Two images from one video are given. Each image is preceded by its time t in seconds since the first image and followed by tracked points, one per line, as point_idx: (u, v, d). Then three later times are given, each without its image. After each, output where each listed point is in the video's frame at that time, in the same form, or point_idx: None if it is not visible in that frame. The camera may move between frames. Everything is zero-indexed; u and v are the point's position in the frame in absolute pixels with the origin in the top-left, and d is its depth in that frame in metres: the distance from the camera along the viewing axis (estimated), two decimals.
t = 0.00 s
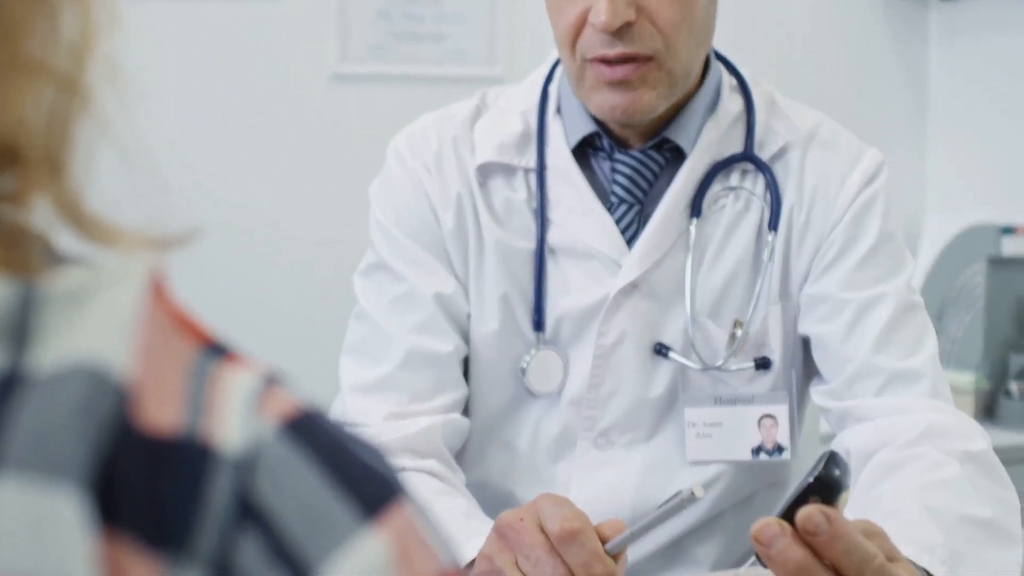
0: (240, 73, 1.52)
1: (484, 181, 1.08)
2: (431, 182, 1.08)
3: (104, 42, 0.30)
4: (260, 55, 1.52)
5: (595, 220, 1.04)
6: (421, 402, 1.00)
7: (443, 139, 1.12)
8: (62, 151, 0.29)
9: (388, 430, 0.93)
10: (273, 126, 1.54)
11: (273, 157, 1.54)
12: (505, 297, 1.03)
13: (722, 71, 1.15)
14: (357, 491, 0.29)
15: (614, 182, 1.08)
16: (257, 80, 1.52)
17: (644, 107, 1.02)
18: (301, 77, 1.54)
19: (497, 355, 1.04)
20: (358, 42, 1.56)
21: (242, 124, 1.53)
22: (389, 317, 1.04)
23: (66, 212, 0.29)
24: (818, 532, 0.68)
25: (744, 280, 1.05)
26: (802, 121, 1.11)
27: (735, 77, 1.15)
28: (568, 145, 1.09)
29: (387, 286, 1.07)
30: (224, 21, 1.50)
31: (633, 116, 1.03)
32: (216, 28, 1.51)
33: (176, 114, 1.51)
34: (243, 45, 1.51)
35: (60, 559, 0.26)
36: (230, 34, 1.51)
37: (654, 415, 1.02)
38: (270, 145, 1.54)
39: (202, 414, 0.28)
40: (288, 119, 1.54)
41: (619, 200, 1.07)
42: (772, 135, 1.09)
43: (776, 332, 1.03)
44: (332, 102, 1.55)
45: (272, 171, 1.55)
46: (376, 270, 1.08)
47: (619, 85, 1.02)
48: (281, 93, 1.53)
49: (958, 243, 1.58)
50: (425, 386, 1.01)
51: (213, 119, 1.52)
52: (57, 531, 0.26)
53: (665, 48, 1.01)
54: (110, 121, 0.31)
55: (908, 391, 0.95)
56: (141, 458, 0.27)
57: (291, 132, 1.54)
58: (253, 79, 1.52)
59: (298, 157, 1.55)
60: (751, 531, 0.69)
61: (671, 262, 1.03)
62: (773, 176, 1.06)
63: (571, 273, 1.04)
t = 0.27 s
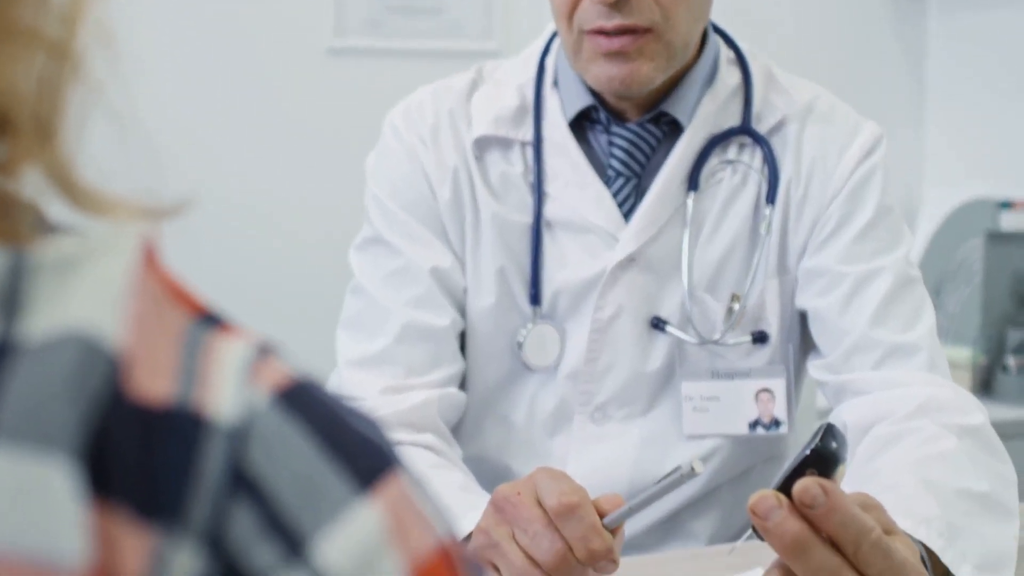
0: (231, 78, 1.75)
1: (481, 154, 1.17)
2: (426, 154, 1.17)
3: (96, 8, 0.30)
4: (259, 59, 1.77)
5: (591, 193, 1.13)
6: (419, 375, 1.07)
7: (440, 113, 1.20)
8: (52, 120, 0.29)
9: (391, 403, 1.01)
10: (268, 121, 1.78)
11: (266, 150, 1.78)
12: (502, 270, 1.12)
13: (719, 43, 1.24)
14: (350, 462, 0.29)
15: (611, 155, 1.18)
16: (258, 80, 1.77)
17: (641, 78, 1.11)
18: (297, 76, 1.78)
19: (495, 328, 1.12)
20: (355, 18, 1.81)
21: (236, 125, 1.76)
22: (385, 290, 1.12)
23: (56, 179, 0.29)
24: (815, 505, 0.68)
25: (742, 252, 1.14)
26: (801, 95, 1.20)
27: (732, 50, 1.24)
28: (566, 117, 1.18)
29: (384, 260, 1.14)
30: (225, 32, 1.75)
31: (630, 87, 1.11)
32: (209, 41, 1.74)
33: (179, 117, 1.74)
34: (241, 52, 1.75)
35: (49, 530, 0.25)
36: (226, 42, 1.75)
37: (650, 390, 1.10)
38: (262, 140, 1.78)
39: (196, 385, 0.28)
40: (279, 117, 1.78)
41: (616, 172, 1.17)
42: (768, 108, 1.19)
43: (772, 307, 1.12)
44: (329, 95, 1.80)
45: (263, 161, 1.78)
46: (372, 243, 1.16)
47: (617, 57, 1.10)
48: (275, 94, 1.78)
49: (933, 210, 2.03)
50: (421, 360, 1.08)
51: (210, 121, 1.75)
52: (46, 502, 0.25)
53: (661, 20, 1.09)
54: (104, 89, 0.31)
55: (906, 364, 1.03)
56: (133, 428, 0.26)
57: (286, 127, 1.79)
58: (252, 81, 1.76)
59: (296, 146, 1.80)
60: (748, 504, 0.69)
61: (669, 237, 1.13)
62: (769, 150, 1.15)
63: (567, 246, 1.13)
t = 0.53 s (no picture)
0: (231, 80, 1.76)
1: (477, 128, 1.17)
2: (422, 128, 1.17)
3: None
4: (258, 60, 1.78)
5: (588, 166, 1.14)
6: (415, 350, 1.08)
7: (435, 86, 1.21)
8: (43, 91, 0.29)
9: (389, 376, 1.03)
10: (268, 121, 1.79)
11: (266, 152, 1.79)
12: (498, 245, 1.13)
13: (717, 18, 1.24)
14: (344, 433, 0.29)
15: (608, 130, 1.18)
16: (258, 80, 1.78)
17: (637, 51, 1.11)
18: (297, 74, 1.80)
19: (491, 302, 1.13)
20: None
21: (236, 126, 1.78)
22: (380, 265, 1.13)
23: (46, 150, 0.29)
24: (811, 478, 0.68)
25: (739, 226, 1.15)
26: (799, 68, 1.21)
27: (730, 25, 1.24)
28: (562, 92, 1.18)
29: (382, 235, 1.15)
30: (224, 32, 1.76)
31: (626, 60, 1.11)
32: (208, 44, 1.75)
33: (179, 119, 1.76)
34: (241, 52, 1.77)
35: (39, 502, 0.25)
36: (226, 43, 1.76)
37: (646, 364, 1.11)
38: (262, 143, 1.79)
39: (188, 355, 0.28)
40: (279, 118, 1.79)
41: (613, 147, 1.17)
42: (766, 82, 1.19)
43: (768, 283, 1.14)
44: (330, 90, 1.81)
45: (262, 161, 1.79)
46: (369, 218, 1.17)
47: (614, 30, 1.10)
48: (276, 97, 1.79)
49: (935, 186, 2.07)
50: (417, 333, 1.09)
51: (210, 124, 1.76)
52: (35, 473, 0.25)
53: None
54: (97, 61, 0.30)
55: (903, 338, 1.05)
56: (123, 399, 0.26)
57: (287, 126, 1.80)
58: (251, 81, 1.77)
59: (296, 145, 1.81)
60: (745, 478, 0.69)
61: (665, 211, 1.14)
62: (767, 124, 1.16)
63: (563, 221, 1.14)
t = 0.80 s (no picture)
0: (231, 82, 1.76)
1: (473, 107, 1.17)
2: (418, 106, 1.17)
3: None
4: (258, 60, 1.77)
5: (584, 145, 1.14)
6: (412, 329, 1.09)
7: (430, 64, 1.20)
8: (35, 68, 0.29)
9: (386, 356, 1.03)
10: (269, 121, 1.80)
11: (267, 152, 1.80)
12: (493, 223, 1.14)
13: None
14: (338, 409, 0.29)
15: (604, 107, 1.18)
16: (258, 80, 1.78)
17: (633, 29, 1.10)
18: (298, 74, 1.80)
19: (487, 280, 1.14)
20: None
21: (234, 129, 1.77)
22: (375, 243, 1.12)
23: (37, 124, 0.29)
24: (808, 456, 0.68)
25: (735, 202, 1.16)
26: (795, 45, 1.21)
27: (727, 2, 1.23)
28: (558, 69, 1.18)
29: (376, 213, 1.15)
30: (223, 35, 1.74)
31: (622, 37, 1.11)
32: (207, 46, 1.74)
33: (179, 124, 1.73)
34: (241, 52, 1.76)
35: (31, 478, 0.25)
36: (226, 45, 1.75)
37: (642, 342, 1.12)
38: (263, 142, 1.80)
39: (180, 330, 0.27)
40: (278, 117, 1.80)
41: (609, 124, 1.17)
42: (763, 59, 1.19)
43: (765, 261, 1.15)
44: (331, 87, 1.83)
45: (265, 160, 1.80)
46: (363, 196, 1.16)
47: (609, 7, 1.10)
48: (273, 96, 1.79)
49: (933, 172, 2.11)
50: (414, 312, 1.09)
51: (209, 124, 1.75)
52: (27, 449, 0.25)
53: None
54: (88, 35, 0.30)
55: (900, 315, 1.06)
56: (115, 374, 0.26)
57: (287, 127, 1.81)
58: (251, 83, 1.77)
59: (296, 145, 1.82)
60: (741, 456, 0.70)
61: (661, 188, 1.14)
62: (764, 102, 1.16)
63: (559, 200, 1.14)
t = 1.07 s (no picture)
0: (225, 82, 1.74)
1: (468, 82, 1.18)
2: (413, 81, 1.17)
3: None
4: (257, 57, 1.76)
5: (579, 121, 1.15)
6: (408, 303, 1.08)
7: (425, 39, 1.20)
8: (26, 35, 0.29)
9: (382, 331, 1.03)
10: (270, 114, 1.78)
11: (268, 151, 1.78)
12: (489, 199, 1.14)
13: None
14: (331, 381, 0.29)
15: (600, 82, 1.19)
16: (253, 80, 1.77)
17: (629, 6, 1.10)
18: (298, 72, 1.79)
19: (481, 256, 1.15)
20: None
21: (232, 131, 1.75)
22: (370, 220, 1.13)
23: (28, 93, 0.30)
24: (803, 430, 0.68)
25: (731, 177, 1.16)
26: (792, 21, 1.22)
27: None
28: (554, 43, 1.18)
29: (371, 189, 1.15)
30: (225, 33, 1.73)
31: (618, 13, 1.11)
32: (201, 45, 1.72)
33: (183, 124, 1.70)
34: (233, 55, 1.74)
35: (22, 450, 0.24)
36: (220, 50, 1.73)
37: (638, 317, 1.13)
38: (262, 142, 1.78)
39: (171, 301, 0.27)
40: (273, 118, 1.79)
41: (605, 99, 1.18)
42: (759, 34, 1.20)
43: (762, 237, 1.15)
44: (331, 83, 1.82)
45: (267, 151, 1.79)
46: (358, 172, 1.17)
47: None
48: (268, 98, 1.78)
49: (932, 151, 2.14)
50: (408, 288, 1.09)
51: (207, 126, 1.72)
52: (17, 419, 0.24)
53: None
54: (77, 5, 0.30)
55: (897, 291, 1.06)
56: (105, 345, 0.26)
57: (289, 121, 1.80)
58: (250, 81, 1.76)
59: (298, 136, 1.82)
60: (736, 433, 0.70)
61: (655, 164, 1.15)
62: (760, 77, 1.17)
63: (555, 175, 1.15)
